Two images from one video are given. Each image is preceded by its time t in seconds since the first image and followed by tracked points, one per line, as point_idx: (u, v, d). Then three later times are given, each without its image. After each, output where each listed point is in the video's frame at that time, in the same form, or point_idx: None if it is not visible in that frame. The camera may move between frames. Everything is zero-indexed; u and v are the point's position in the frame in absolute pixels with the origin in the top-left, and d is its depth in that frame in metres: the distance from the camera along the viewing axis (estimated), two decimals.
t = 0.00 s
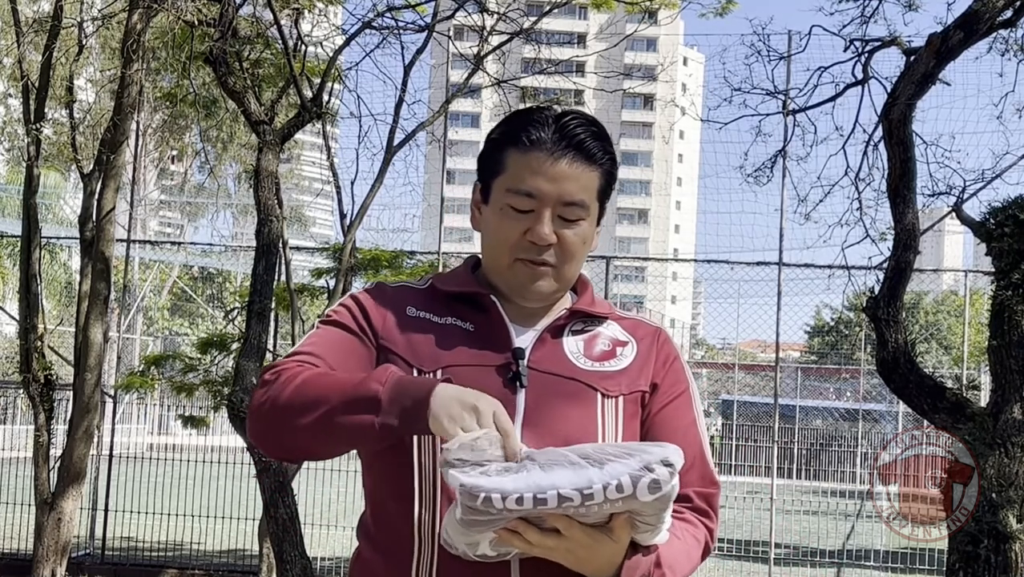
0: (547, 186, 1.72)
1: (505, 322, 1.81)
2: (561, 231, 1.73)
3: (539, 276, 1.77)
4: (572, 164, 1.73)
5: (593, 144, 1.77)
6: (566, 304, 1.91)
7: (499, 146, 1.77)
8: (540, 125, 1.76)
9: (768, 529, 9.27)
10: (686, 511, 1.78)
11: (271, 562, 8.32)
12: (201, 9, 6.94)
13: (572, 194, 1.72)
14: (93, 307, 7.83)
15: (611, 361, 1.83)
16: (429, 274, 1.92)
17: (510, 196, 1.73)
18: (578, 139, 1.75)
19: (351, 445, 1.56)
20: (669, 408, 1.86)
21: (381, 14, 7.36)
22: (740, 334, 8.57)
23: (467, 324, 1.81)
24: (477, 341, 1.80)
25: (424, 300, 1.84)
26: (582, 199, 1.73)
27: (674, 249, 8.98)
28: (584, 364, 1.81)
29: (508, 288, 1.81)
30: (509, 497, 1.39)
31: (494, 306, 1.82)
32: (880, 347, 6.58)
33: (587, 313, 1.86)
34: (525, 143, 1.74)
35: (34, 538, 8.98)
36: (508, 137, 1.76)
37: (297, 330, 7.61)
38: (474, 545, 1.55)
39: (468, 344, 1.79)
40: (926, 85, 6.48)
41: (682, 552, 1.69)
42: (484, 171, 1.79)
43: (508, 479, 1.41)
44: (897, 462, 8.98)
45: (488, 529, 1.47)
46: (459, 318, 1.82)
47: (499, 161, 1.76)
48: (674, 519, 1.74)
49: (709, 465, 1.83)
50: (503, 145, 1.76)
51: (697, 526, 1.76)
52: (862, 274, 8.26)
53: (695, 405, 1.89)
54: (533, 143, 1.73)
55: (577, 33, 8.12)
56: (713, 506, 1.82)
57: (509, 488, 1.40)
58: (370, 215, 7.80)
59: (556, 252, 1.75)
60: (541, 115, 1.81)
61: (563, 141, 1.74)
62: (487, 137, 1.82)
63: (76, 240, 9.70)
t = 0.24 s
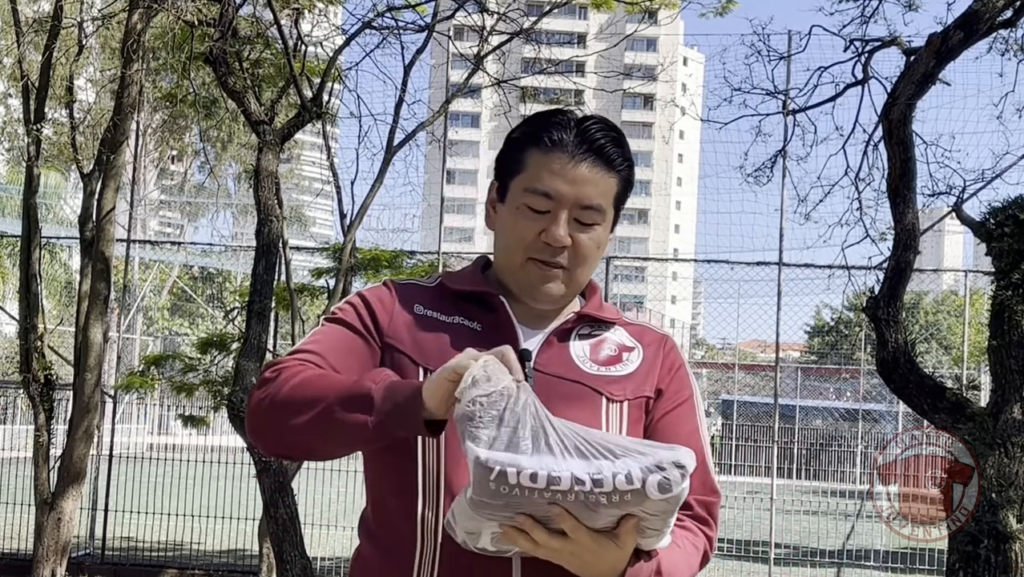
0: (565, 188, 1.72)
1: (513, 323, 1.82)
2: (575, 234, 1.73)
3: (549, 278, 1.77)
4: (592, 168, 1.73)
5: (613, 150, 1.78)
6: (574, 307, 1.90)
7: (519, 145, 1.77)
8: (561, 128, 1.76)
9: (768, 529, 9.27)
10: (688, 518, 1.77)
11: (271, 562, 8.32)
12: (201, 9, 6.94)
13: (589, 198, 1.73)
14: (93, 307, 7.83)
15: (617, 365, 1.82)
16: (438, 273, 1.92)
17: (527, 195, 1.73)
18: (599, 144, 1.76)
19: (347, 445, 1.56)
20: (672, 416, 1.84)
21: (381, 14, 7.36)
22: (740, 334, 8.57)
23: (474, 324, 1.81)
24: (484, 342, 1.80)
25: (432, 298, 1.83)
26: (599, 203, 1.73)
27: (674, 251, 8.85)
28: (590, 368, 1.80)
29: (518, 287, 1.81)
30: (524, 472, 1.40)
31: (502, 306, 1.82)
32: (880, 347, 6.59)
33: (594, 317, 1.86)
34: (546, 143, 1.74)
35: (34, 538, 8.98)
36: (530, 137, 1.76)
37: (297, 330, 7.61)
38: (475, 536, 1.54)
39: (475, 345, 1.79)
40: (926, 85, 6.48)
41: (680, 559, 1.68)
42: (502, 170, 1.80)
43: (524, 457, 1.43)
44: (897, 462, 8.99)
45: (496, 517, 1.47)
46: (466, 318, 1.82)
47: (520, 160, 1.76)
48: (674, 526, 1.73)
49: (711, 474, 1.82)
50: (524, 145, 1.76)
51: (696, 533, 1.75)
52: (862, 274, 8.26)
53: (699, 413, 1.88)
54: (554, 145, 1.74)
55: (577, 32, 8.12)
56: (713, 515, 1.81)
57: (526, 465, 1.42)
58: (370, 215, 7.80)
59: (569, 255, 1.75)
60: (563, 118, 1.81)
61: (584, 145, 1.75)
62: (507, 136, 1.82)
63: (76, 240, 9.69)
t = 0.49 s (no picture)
0: (576, 188, 1.71)
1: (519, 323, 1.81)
2: (585, 234, 1.71)
3: (556, 278, 1.74)
4: (604, 170, 1.72)
5: (625, 154, 1.77)
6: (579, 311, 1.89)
7: (532, 146, 1.77)
8: (574, 130, 1.76)
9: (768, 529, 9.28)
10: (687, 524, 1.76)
11: (271, 562, 8.32)
12: (201, 9, 6.95)
13: (600, 199, 1.72)
14: (93, 307, 7.83)
15: (621, 369, 1.82)
16: (444, 275, 1.93)
17: (538, 194, 1.72)
18: (611, 147, 1.75)
19: (356, 419, 1.56)
20: (675, 420, 1.84)
21: (381, 14, 7.36)
22: (740, 334, 8.58)
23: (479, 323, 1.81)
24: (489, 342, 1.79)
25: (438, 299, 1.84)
26: (609, 205, 1.73)
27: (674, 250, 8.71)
28: (595, 371, 1.80)
29: (525, 287, 1.79)
30: (528, 474, 1.40)
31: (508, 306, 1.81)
32: (880, 347, 6.59)
33: (600, 320, 1.85)
34: (559, 144, 1.74)
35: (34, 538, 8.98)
36: (542, 138, 1.76)
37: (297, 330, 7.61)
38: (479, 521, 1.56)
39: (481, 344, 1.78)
40: (926, 85, 6.48)
41: (679, 566, 1.67)
42: (513, 170, 1.79)
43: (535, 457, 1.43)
44: (897, 462, 8.99)
45: (502, 506, 1.49)
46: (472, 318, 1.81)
47: (532, 160, 1.75)
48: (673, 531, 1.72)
49: (712, 480, 1.83)
50: (537, 146, 1.76)
51: (695, 539, 1.75)
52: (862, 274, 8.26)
53: (702, 418, 1.88)
54: (566, 146, 1.74)
55: (577, 32, 8.12)
56: (713, 521, 1.81)
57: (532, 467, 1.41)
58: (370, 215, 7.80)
59: (578, 256, 1.73)
60: (575, 121, 1.81)
61: (597, 147, 1.74)
62: (520, 137, 1.82)
63: (76, 240, 9.70)
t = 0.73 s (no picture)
0: (581, 190, 1.71)
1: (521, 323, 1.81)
2: (590, 236, 1.71)
3: (560, 279, 1.74)
4: (609, 171, 1.72)
5: (630, 156, 1.77)
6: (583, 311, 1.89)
7: (538, 146, 1.77)
8: (580, 130, 1.76)
9: (768, 529, 9.28)
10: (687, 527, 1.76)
11: (271, 562, 8.32)
12: (201, 9, 6.95)
13: (605, 201, 1.72)
14: (93, 307, 7.83)
15: (624, 370, 1.81)
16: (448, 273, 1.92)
17: (543, 195, 1.72)
18: (617, 149, 1.75)
19: (350, 402, 1.56)
20: (676, 422, 1.83)
21: (381, 14, 7.36)
22: (740, 334, 8.58)
23: (482, 323, 1.81)
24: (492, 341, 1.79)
25: (442, 296, 1.83)
26: (614, 207, 1.72)
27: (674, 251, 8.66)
28: (597, 371, 1.80)
29: (529, 288, 1.79)
30: (519, 496, 1.37)
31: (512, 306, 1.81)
32: (880, 347, 6.60)
33: (603, 320, 1.84)
34: (565, 144, 1.74)
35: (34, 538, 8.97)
36: (549, 138, 1.76)
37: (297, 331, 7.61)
38: (472, 541, 1.55)
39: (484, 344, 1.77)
40: (926, 85, 6.48)
41: (684, 569, 1.66)
42: (519, 170, 1.79)
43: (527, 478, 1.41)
44: (897, 462, 8.99)
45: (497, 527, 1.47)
46: (475, 317, 1.81)
47: (537, 160, 1.75)
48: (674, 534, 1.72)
49: (714, 481, 1.83)
50: (543, 146, 1.76)
51: (695, 541, 1.75)
52: (862, 274, 8.27)
53: (704, 419, 1.87)
54: (573, 147, 1.74)
55: (577, 33, 8.12)
56: (714, 522, 1.81)
57: (522, 487, 1.39)
58: (370, 215, 7.80)
59: (582, 258, 1.73)
60: (581, 122, 1.81)
61: (602, 148, 1.74)
62: (526, 137, 1.82)
63: (76, 240, 9.69)
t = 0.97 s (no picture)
0: (583, 191, 1.70)
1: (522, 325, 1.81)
2: (591, 237, 1.71)
3: (562, 280, 1.73)
4: (610, 173, 1.72)
5: (632, 157, 1.77)
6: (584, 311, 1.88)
7: (539, 147, 1.77)
8: (582, 131, 1.76)
9: (767, 529, 9.28)
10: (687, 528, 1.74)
11: (271, 562, 8.32)
12: (201, 9, 6.95)
13: (606, 202, 1.71)
14: (93, 307, 7.83)
15: (625, 370, 1.81)
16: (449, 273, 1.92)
17: (544, 196, 1.72)
18: (619, 151, 1.75)
19: (353, 368, 1.59)
20: (677, 422, 1.82)
21: (380, 14, 7.37)
22: (740, 334, 8.58)
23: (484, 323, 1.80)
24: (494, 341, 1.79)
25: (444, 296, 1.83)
26: (615, 207, 1.72)
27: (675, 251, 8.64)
28: (597, 372, 1.80)
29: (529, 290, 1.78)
30: (536, 474, 1.42)
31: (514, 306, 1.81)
32: (880, 347, 6.60)
33: (604, 321, 1.84)
34: (566, 145, 1.74)
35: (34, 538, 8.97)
36: (550, 138, 1.76)
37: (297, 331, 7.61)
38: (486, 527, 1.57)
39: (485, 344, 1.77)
40: (926, 85, 6.49)
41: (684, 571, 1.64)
42: (520, 170, 1.78)
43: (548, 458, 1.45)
44: (897, 462, 8.98)
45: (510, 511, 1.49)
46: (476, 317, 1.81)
47: (539, 161, 1.75)
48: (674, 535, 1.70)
49: (715, 482, 1.81)
50: (545, 147, 1.76)
51: (694, 543, 1.72)
52: (862, 274, 8.27)
53: (705, 420, 1.86)
54: (574, 147, 1.74)
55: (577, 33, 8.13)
56: (715, 524, 1.79)
57: (541, 467, 1.43)
58: (370, 215, 7.80)
59: (583, 258, 1.72)
60: (583, 123, 1.81)
61: (604, 150, 1.74)
62: (527, 138, 1.82)
63: (76, 240, 9.70)
